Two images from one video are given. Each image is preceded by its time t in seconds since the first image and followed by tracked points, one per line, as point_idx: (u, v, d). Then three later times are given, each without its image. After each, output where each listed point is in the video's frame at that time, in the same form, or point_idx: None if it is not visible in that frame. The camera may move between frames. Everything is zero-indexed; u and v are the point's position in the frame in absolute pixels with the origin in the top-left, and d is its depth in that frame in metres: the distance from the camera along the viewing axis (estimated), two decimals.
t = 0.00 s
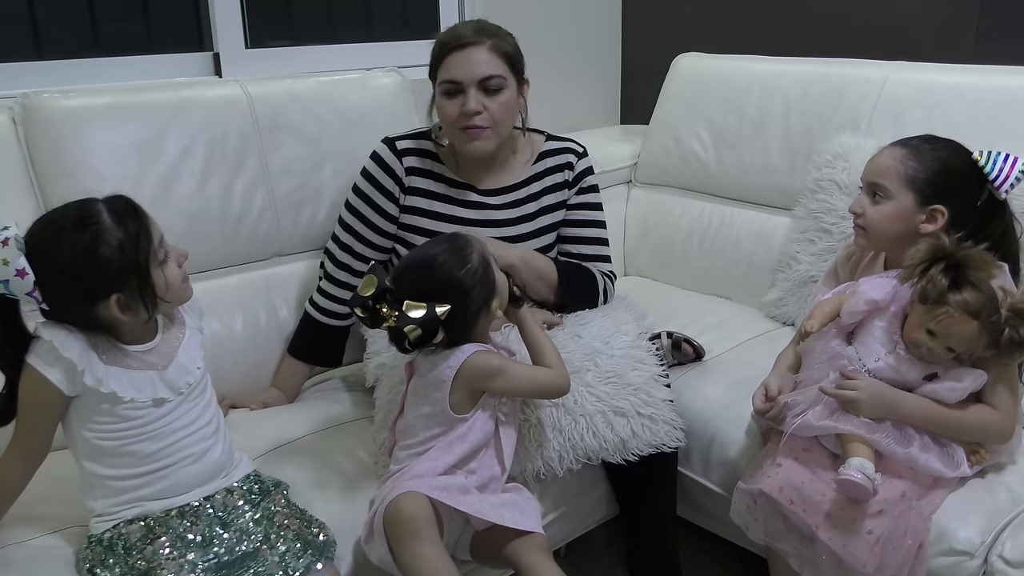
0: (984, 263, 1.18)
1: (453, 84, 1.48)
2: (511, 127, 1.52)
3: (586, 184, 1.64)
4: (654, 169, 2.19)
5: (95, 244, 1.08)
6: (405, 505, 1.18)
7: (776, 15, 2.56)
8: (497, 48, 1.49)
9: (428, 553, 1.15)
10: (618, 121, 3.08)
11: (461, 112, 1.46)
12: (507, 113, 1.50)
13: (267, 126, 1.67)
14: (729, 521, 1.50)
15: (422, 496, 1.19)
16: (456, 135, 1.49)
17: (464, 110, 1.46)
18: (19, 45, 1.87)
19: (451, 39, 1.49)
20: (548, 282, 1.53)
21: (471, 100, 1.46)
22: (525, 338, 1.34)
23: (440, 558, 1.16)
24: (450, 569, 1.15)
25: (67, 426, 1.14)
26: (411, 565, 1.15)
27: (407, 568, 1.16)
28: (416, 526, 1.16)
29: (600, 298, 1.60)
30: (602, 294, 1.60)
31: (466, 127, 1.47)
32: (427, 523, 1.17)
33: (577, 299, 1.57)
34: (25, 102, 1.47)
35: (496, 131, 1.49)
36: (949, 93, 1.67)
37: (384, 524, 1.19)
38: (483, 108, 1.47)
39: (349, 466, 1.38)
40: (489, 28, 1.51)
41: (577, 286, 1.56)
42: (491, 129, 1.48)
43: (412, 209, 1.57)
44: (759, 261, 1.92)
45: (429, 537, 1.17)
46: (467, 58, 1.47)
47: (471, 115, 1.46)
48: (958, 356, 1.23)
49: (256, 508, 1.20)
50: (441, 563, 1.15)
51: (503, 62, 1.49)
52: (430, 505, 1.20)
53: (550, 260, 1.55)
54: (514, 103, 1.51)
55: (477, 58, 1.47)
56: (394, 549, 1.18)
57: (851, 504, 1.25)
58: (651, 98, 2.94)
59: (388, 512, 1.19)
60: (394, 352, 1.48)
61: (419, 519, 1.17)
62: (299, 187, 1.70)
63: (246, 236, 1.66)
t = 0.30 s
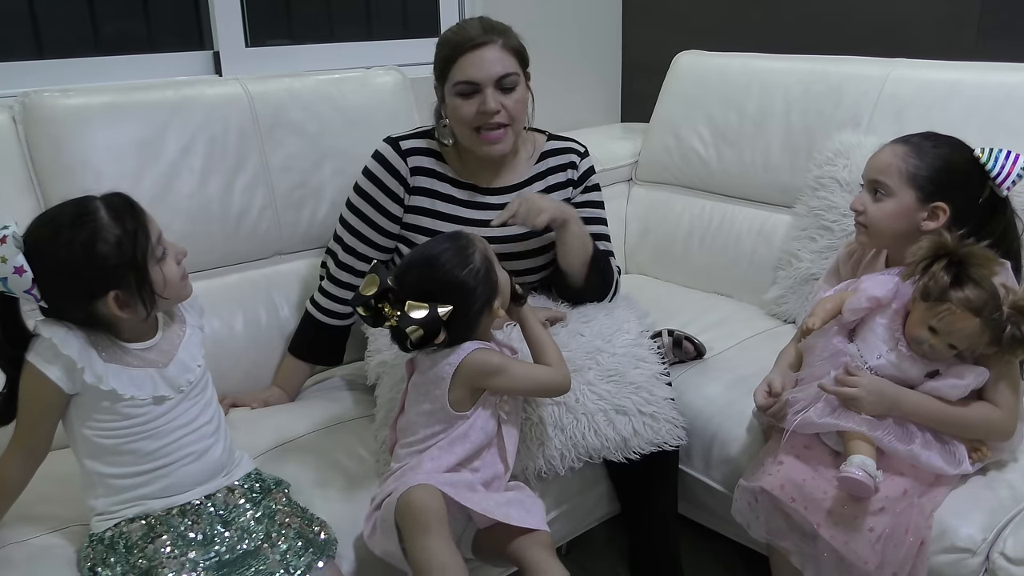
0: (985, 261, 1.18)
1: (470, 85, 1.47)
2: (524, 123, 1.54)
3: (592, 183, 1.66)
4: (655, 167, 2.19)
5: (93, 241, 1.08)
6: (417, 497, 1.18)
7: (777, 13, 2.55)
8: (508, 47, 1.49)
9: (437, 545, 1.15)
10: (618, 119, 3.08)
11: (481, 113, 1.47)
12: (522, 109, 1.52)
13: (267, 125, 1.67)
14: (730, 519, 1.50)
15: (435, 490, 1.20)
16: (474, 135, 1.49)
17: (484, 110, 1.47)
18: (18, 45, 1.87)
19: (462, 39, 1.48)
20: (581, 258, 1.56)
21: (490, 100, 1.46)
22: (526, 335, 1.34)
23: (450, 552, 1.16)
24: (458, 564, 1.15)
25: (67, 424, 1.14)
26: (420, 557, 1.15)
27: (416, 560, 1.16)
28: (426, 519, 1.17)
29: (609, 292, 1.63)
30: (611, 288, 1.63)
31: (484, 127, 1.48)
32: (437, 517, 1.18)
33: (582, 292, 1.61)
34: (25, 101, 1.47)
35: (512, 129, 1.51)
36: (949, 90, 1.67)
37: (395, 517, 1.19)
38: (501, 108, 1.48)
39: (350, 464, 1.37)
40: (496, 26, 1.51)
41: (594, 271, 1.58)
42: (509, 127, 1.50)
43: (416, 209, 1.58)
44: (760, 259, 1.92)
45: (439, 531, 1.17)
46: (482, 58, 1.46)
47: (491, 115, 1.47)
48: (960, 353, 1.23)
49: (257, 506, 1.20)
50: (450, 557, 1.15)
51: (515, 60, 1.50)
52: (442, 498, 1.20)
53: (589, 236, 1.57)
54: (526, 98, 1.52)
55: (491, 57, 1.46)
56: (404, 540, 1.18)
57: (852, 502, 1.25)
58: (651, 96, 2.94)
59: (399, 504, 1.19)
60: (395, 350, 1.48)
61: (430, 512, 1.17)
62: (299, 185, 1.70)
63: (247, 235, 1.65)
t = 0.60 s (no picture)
0: (988, 259, 1.18)
1: (495, 77, 1.47)
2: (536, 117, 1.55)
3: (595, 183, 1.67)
4: (656, 165, 2.19)
5: (94, 238, 1.08)
6: (440, 486, 1.19)
7: (778, 11, 2.55)
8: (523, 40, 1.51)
9: (453, 536, 1.16)
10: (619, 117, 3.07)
11: (510, 104, 1.46)
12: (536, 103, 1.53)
13: (268, 123, 1.67)
14: (732, 517, 1.50)
15: (456, 483, 1.21)
16: (501, 128, 1.48)
17: (514, 101, 1.46)
18: (18, 43, 1.87)
19: (478, 34, 1.48)
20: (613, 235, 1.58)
21: (518, 92, 1.47)
22: (528, 332, 1.34)
23: (466, 543, 1.16)
24: (472, 557, 1.15)
25: (69, 422, 1.14)
26: (434, 547, 1.16)
27: (430, 549, 1.16)
28: (444, 508, 1.18)
29: (615, 289, 1.66)
30: (617, 286, 1.66)
31: (511, 119, 1.48)
32: (457, 508, 1.18)
33: (592, 285, 1.64)
34: (26, 100, 1.47)
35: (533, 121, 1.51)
36: (951, 88, 1.67)
37: (415, 506, 1.20)
38: (527, 98, 1.48)
39: (351, 463, 1.38)
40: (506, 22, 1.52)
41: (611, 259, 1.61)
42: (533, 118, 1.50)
43: (420, 209, 1.57)
44: (762, 257, 1.92)
45: (456, 523, 1.17)
46: (505, 51, 1.47)
47: (520, 106, 1.47)
48: (962, 351, 1.24)
49: (258, 504, 1.20)
50: (465, 549, 1.15)
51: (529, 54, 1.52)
52: (463, 490, 1.21)
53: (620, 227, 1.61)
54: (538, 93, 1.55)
55: (513, 49, 1.48)
56: (422, 528, 1.19)
57: (854, 499, 1.25)
58: (652, 94, 2.94)
59: (420, 493, 1.20)
60: (397, 348, 1.48)
61: (450, 502, 1.18)
62: (301, 184, 1.70)
63: (248, 233, 1.65)
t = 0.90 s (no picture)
0: (990, 257, 1.18)
1: (502, 77, 1.47)
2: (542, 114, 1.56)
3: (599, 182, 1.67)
4: (657, 163, 2.19)
5: (98, 239, 1.08)
6: (451, 481, 1.20)
7: (779, 9, 2.55)
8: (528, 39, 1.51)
9: (462, 530, 1.16)
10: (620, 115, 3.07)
11: (519, 102, 1.46)
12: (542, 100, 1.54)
13: (269, 122, 1.67)
14: (733, 515, 1.50)
15: (468, 479, 1.22)
16: (509, 127, 1.48)
17: (522, 99, 1.46)
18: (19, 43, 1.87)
19: (484, 33, 1.48)
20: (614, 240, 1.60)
21: (525, 91, 1.47)
22: (530, 332, 1.35)
23: (475, 538, 1.16)
24: (479, 552, 1.15)
25: (72, 422, 1.14)
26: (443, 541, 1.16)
27: (437, 543, 1.17)
28: (455, 502, 1.18)
29: (617, 287, 1.66)
30: (620, 284, 1.66)
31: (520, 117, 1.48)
32: (468, 503, 1.19)
33: (594, 284, 1.64)
34: (28, 99, 1.47)
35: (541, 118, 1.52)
36: (952, 86, 1.67)
37: (424, 498, 1.21)
38: (534, 97, 1.48)
39: (353, 461, 1.38)
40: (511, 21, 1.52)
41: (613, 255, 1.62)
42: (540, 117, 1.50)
43: (422, 209, 1.57)
44: (763, 255, 1.92)
45: (464, 518, 1.18)
46: (512, 48, 1.47)
47: (526, 105, 1.47)
48: (963, 349, 1.24)
49: (260, 503, 1.21)
50: (473, 543, 1.16)
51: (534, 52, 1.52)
52: (474, 486, 1.21)
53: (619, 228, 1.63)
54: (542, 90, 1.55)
55: (519, 47, 1.48)
56: (431, 522, 1.20)
57: (855, 497, 1.26)
58: (653, 92, 2.94)
59: (431, 486, 1.21)
60: (398, 347, 1.48)
61: (462, 497, 1.19)
62: (302, 183, 1.70)
63: (249, 233, 1.66)
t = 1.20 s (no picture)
0: (992, 257, 1.18)
1: (486, 82, 1.47)
2: (537, 121, 1.54)
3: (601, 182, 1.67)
4: (658, 162, 2.19)
5: (101, 241, 1.08)
6: (458, 479, 1.20)
7: (780, 8, 2.55)
8: (523, 45, 1.50)
9: (468, 528, 1.16)
10: (621, 115, 3.07)
11: (496, 109, 1.46)
12: (535, 107, 1.52)
13: (270, 122, 1.67)
14: (734, 514, 1.50)
15: (473, 477, 1.22)
16: (488, 131, 1.48)
17: (500, 106, 1.46)
18: (20, 42, 1.87)
19: (477, 36, 1.48)
20: (585, 246, 1.56)
21: (506, 97, 1.46)
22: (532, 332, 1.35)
23: (481, 537, 1.16)
24: (485, 551, 1.15)
25: (74, 422, 1.15)
26: (447, 538, 1.16)
27: (443, 541, 1.17)
28: (462, 500, 1.18)
29: (617, 286, 1.64)
30: (619, 282, 1.65)
31: (499, 124, 1.47)
32: (475, 501, 1.19)
33: (577, 288, 1.62)
34: (29, 99, 1.47)
35: (526, 126, 1.50)
36: (953, 85, 1.67)
37: (430, 497, 1.20)
38: (517, 105, 1.47)
39: (354, 461, 1.38)
40: (512, 24, 1.52)
41: (603, 264, 1.59)
42: (523, 125, 1.49)
43: (421, 207, 1.58)
44: (764, 255, 1.92)
45: (472, 515, 1.18)
46: (498, 54, 1.47)
47: (505, 112, 1.46)
48: (964, 349, 1.24)
49: (261, 503, 1.21)
50: (479, 542, 1.16)
51: (529, 58, 1.50)
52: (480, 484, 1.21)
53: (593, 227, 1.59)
54: (539, 97, 1.52)
55: (506, 53, 1.47)
56: (437, 518, 1.19)
57: (856, 497, 1.26)
58: (654, 92, 2.94)
59: (437, 484, 1.20)
60: (399, 347, 1.49)
61: (469, 495, 1.18)
62: (303, 182, 1.70)
63: (250, 232, 1.66)
